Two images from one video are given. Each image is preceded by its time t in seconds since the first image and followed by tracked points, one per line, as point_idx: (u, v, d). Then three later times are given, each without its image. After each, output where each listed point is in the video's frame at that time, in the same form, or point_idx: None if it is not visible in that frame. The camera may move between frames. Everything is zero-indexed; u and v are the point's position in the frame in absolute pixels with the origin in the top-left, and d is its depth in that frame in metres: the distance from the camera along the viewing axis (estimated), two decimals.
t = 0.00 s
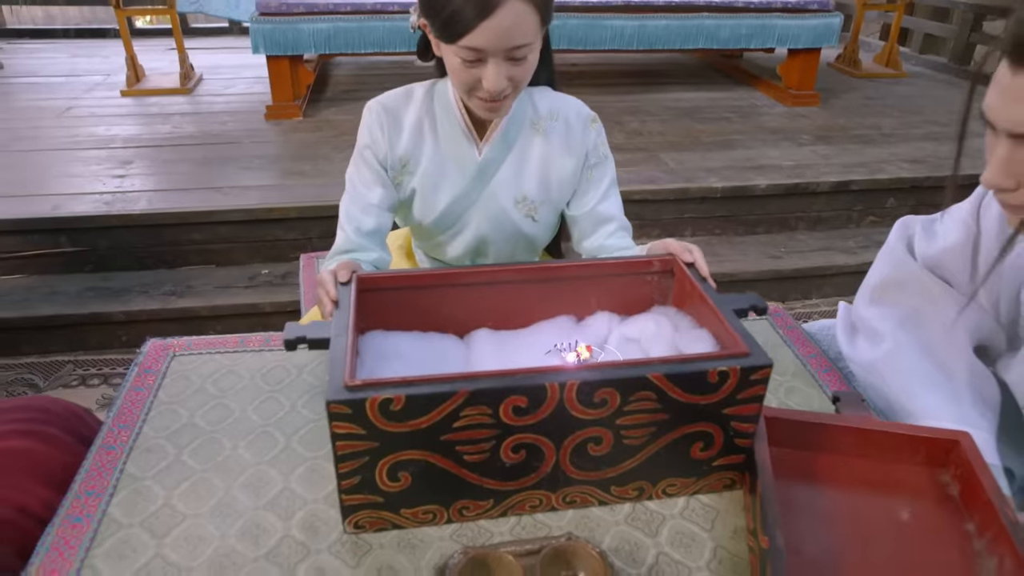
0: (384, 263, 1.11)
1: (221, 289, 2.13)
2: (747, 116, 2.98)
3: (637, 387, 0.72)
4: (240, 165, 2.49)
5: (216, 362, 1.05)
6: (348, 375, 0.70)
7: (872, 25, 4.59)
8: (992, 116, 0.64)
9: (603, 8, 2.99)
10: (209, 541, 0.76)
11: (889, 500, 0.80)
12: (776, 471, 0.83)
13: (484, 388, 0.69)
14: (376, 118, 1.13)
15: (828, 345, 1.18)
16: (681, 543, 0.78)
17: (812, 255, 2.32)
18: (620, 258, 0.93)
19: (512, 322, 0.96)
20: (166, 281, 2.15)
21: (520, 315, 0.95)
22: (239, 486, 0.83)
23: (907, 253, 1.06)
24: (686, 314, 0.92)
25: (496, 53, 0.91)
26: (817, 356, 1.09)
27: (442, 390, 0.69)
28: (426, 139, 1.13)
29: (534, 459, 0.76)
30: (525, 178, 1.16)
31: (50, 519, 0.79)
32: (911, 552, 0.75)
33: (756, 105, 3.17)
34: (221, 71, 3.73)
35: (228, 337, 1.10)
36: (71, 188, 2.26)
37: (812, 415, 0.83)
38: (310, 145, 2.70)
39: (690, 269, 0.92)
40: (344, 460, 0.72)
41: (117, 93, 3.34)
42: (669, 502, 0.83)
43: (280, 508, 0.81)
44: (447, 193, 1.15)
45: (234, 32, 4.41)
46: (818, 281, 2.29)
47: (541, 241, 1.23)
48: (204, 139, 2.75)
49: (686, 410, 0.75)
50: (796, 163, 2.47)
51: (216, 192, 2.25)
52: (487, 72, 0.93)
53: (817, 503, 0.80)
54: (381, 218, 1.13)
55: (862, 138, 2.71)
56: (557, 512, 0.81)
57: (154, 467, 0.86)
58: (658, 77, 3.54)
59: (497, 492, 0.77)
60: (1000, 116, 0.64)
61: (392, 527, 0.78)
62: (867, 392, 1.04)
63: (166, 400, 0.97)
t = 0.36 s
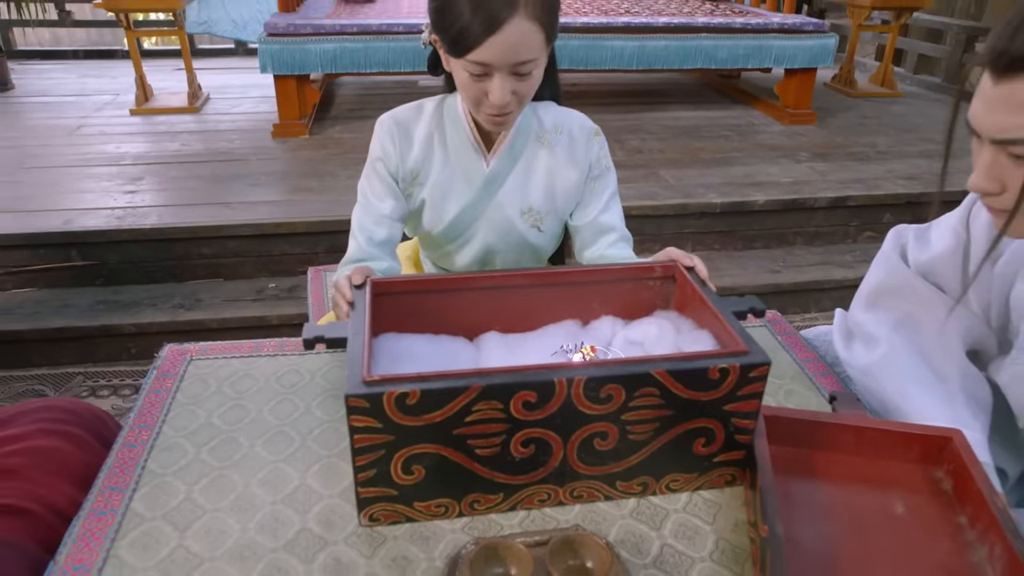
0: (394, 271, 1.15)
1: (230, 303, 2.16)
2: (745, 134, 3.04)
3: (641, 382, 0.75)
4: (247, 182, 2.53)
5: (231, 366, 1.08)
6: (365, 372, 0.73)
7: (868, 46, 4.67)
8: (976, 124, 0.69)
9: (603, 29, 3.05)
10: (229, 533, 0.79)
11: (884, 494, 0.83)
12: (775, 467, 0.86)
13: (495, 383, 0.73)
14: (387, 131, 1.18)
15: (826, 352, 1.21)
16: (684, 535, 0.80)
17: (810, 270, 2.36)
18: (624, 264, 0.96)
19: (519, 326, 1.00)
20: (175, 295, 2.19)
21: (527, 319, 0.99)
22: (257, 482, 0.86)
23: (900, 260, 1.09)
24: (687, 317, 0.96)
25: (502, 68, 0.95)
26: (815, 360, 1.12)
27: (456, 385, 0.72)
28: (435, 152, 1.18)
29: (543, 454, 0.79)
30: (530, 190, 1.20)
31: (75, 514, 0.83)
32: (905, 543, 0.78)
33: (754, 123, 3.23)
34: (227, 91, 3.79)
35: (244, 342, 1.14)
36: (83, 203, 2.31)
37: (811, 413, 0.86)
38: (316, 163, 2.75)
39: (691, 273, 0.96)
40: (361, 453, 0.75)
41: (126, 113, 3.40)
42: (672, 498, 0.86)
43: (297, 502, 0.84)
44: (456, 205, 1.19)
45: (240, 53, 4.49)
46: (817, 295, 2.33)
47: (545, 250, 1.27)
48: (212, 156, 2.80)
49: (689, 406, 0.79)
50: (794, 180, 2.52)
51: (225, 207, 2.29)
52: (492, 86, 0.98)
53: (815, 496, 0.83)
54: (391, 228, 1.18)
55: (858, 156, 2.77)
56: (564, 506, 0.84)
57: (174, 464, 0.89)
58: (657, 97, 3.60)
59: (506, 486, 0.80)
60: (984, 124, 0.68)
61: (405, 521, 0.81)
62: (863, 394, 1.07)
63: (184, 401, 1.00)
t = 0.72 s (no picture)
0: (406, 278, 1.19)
1: (239, 314, 2.20)
2: (744, 151, 3.09)
3: (646, 376, 0.79)
4: (255, 197, 2.58)
5: (248, 368, 1.12)
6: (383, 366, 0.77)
7: (864, 66, 4.75)
8: (964, 129, 0.73)
9: (605, 49, 3.12)
10: (250, 523, 0.82)
11: (881, 487, 0.87)
12: (776, 461, 0.89)
13: (508, 376, 0.76)
14: (400, 144, 1.22)
15: (824, 356, 1.25)
16: (688, 524, 0.84)
17: (809, 282, 2.40)
18: (628, 268, 1.00)
19: (528, 327, 1.03)
20: (185, 306, 2.23)
21: (536, 321, 1.03)
22: (276, 476, 0.90)
23: (895, 265, 1.13)
24: (689, 319, 0.99)
25: (516, 83, 1.00)
26: (813, 363, 1.16)
27: (470, 378, 0.76)
28: (446, 163, 1.22)
29: (552, 446, 0.82)
30: (537, 200, 1.25)
31: (102, 506, 0.86)
32: (903, 531, 0.81)
33: (753, 141, 3.28)
34: (235, 109, 3.86)
35: (260, 345, 1.17)
36: (95, 217, 2.35)
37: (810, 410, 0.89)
38: (323, 178, 2.80)
39: (693, 277, 1.00)
40: (379, 443, 0.78)
41: (136, 130, 3.46)
42: (676, 491, 0.89)
43: (315, 494, 0.87)
44: (465, 214, 1.23)
45: (246, 72, 4.56)
46: (816, 307, 2.37)
47: (550, 259, 1.31)
48: (220, 172, 2.85)
49: (692, 400, 0.82)
50: (792, 195, 2.57)
51: (234, 221, 2.34)
52: (507, 100, 1.02)
53: (814, 489, 0.86)
54: (403, 237, 1.22)
55: (856, 172, 2.82)
56: (573, 498, 0.87)
57: (196, 459, 0.92)
58: (657, 115, 3.67)
59: (517, 478, 0.84)
60: (971, 129, 0.73)
61: (420, 512, 0.84)
62: (860, 395, 1.11)
63: (204, 400, 1.04)
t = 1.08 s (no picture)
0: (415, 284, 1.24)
1: (246, 324, 2.24)
2: (742, 166, 3.15)
3: (649, 371, 0.83)
4: (261, 210, 2.63)
5: (263, 369, 1.16)
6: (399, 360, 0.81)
7: (859, 84, 4.83)
8: (950, 135, 0.78)
9: (604, 66, 3.18)
10: (269, 514, 0.86)
11: (874, 478, 0.90)
12: (773, 455, 0.93)
13: (517, 369, 0.80)
14: (410, 154, 1.27)
15: (820, 358, 1.29)
16: (690, 514, 0.87)
17: (807, 293, 2.44)
18: (631, 271, 1.05)
19: (535, 327, 1.07)
20: (193, 317, 2.26)
21: (543, 321, 1.06)
22: (293, 469, 0.93)
23: (888, 269, 1.17)
24: (689, 318, 1.03)
25: (520, 94, 1.04)
26: (809, 363, 1.20)
27: (481, 372, 0.80)
28: (454, 173, 1.27)
29: (559, 438, 0.86)
30: (542, 209, 1.29)
31: (126, 497, 0.89)
32: (895, 519, 0.85)
33: (750, 156, 3.34)
34: (240, 125, 3.92)
35: (274, 348, 1.21)
36: (105, 229, 2.40)
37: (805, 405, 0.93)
38: (327, 193, 2.85)
39: (693, 279, 1.04)
40: (394, 435, 0.82)
41: (143, 146, 3.52)
42: (678, 483, 0.93)
43: (331, 486, 0.90)
44: (473, 222, 1.28)
45: (251, 90, 4.63)
46: (814, 317, 2.41)
47: (555, 266, 1.35)
48: (226, 186, 2.90)
49: (693, 394, 0.86)
50: (789, 208, 2.62)
51: (241, 233, 2.38)
52: (511, 111, 1.06)
53: (811, 481, 0.90)
54: (411, 244, 1.26)
55: (851, 186, 2.87)
56: (579, 490, 0.91)
57: (215, 454, 0.96)
58: (655, 131, 3.73)
59: (526, 469, 0.87)
60: (955, 134, 0.77)
61: (432, 502, 0.87)
62: (856, 395, 1.14)
63: (221, 399, 1.08)
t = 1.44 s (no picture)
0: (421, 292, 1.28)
1: (250, 333, 2.28)
2: (737, 179, 3.20)
3: (649, 364, 0.87)
4: (265, 222, 2.67)
5: (275, 369, 1.19)
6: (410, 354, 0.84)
7: (851, 99, 4.91)
8: (929, 135, 0.86)
9: (601, 81, 3.24)
10: (285, 503, 0.89)
11: (865, 469, 0.94)
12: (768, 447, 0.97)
13: (523, 362, 0.84)
14: (418, 168, 1.32)
15: (814, 359, 1.33)
16: (690, 502, 0.91)
17: (801, 302, 2.48)
18: (631, 273, 1.09)
19: (538, 326, 1.11)
20: (198, 326, 2.30)
21: (546, 321, 1.11)
22: (307, 462, 0.97)
23: (878, 272, 1.21)
24: (687, 318, 1.08)
25: (528, 113, 1.09)
26: (803, 364, 1.24)
27: (490, 365, 0.83)
28: (461, 186, 1.31)
29: (563, 430, 0.90)
30: (545, 220, 1.33)
31: (147, 488, 0.93)
32: (885, 506, 0.88)
33: (745, 169, 3.40)
34: (242, 140, 3.97)
35: (286, 350, 1.25)
36: (111, 240, 2.44)
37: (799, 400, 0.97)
38: (329, 205, 2.89)
39: (690, 280, 1.09)
40: (406, 426, 0.85)
41: (147, 160, 3.57)
42: (677, 474, 0.96)
43: (344, 477, 0.94)
44: (478, 234, 1.32)
45: (252, 106, 4.69)
46: (808, 326, 2.45)
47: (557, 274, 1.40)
48: (230, 199, 2.94)
49: (691, 387, 0.90)
50: (783, 219, 2.68)
51: (246, 244, 2.43)
52: (518, 129, 1.11)
53: (805, 471, 0.94)
54: (418, 254, 1.30)
55: (844, 198, 2.93)
56: (582, 481, 0.94)
57: (230, 448, 0.99)
58: (651, 145, 3.79)
59: (531, 460, 0.91)
60: (935, 133, 0.85)
61: (442, 492, 0.91)
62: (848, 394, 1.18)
63: (235, 397, 1.11)
